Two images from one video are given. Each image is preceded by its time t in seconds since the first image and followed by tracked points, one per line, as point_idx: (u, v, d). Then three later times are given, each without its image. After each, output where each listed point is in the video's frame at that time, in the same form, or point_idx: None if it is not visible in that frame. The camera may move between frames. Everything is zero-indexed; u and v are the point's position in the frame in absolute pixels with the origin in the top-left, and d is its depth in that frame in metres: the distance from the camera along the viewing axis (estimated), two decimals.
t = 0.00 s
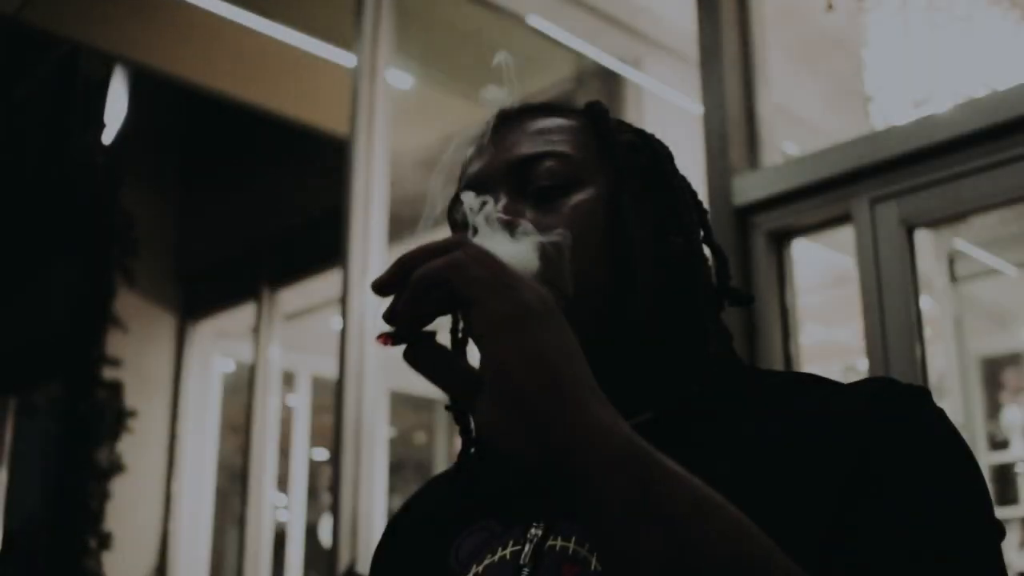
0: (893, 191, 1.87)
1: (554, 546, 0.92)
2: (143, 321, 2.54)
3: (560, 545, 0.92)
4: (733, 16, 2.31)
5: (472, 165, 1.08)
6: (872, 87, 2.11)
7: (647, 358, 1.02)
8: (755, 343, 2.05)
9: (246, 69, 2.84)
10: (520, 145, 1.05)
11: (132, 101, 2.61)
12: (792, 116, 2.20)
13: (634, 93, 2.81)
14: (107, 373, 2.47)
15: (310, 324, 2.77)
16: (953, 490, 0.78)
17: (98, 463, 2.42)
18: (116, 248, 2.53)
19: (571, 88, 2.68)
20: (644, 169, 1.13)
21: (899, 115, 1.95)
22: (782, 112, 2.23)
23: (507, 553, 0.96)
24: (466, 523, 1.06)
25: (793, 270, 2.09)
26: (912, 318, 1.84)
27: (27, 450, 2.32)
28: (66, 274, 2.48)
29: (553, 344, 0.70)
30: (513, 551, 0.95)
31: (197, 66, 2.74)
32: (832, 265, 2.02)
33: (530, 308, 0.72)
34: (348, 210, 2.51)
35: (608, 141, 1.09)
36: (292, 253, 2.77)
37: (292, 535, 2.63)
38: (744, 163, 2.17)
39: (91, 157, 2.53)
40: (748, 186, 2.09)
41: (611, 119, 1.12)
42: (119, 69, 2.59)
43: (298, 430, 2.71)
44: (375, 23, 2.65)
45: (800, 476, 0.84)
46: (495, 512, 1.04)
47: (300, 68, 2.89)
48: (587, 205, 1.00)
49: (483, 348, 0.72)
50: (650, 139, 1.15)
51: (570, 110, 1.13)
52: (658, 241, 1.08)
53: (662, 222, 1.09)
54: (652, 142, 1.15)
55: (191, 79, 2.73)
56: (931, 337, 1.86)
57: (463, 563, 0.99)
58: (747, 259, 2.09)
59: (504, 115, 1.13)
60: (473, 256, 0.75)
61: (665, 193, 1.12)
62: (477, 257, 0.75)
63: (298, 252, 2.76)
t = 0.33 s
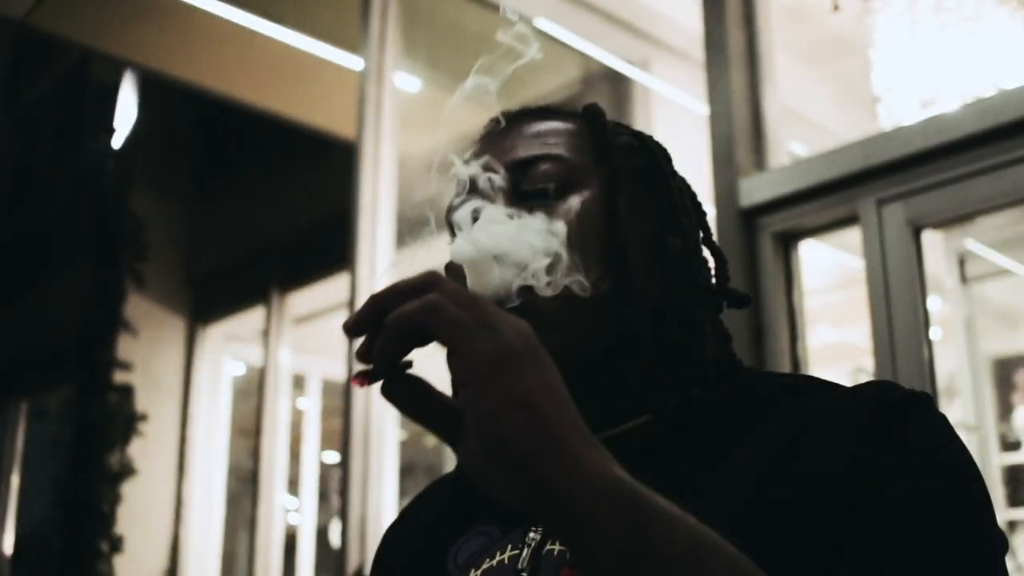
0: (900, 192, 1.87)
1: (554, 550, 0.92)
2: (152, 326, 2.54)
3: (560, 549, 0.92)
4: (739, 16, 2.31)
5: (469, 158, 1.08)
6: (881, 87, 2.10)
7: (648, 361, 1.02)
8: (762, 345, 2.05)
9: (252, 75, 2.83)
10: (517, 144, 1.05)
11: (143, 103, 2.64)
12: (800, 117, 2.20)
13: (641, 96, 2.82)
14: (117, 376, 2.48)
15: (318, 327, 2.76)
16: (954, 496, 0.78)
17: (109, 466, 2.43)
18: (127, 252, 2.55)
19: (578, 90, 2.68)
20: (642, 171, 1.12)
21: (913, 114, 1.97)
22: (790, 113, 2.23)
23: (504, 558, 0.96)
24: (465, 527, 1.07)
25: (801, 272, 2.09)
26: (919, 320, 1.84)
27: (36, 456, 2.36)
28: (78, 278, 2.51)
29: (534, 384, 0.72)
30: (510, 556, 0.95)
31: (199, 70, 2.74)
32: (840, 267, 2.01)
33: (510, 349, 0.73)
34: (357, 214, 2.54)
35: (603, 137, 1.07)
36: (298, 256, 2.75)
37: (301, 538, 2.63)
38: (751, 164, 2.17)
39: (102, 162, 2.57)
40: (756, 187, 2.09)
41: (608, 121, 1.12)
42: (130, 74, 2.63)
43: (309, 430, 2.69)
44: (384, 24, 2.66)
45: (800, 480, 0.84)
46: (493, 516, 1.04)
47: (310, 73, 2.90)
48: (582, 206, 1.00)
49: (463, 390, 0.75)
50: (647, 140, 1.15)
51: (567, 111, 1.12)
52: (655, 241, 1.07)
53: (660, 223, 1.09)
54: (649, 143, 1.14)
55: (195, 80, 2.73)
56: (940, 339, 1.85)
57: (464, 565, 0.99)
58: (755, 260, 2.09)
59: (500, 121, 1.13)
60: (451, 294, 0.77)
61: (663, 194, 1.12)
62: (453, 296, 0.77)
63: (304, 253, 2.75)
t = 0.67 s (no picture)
0: (910, 193, 1.86)
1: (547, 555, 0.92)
2: (166, 328, 2.56)
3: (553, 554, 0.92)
4: (747, 17, 2.31)
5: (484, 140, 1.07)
6: (891, 88, 2.08)
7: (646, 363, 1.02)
8: (771, 349, 2.05)
9: (261, 75, 2.85)
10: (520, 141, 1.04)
11: (155, 105, 2.66)
12: (810, 117, 2.20)
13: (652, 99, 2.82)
14: (130, 379, 2.49)
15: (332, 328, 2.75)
16: (958, 495, 0.78)
17: (122, 468, 2.45)
18: (140, 256, 2.56)
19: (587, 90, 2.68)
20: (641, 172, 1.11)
21: (922, 116, 1.93)
22: (799, 113, 2.23)
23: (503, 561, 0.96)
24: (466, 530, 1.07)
25: (810, 273, 2.08)
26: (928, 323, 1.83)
27: (46, 460, 2.35)
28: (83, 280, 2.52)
29: (508, 460, 0.69)
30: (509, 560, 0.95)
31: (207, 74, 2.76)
32: (848, 268, 2.01)
33: (482, 423, 0.70)
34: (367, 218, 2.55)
35: (601, 139, 1.07)
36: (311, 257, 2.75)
37: (315, 539, 2.62)
38: (759, 166, 2.17)
39: (115, 165, 2.59)
40: (765, 189, 2.08)
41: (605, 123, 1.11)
42: (143, 76, 2.65)
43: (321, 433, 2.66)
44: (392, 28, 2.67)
45: (799, 482, 0.84)
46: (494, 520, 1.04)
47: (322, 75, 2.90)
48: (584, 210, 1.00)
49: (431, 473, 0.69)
50: (645, 140, 1.14)
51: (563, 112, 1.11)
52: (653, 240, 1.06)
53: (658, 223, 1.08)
54: (647, 144, 1.14)
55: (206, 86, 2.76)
56: (950, 341, 1.85)
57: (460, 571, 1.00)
58: (763, 263, 2.08)
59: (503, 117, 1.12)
60: (413, 372, 0.73)
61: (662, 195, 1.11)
62: (416, 372, 0.73)
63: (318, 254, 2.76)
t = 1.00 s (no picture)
0: (920, 196, 1.85)
1: (548, 556, 0.92)
2: (181, 327, 2.56)
3: (555, 555, 0.92)
4: (758, 18, 2.30)
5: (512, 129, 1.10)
6: (903, 91, 2.08)
7: (651, 364, 1.01)
8: (781, 350, 2.04)
9: (270, 76, 2.87)
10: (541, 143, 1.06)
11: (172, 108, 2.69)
12: (820, 117, 2.19)
13: (663, 100, 2.81)
14: (145, 379, 2.50)
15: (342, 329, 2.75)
16: (963, 503, 0.77)
17: (136, 468, 2.46)
18: (155, 256, 2.57)
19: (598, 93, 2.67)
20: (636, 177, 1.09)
21: (935, 118, 1.93)
22: (808, 112, 2.21)
23: (501, 562, 0.96)
24: (465, 530, 1.07)
25: (820, 274, 2.07)
26: (939, 323, 1.82)
27: (62, 461, 2.36)
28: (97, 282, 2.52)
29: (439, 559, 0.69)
30: (507, 561, 0.95)
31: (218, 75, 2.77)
32: (859, 269, 2.00)
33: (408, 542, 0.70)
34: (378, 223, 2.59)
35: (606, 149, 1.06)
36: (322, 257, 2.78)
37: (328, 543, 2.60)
38: (770, 167, 2.16)
39: (128, 167, 2.60)
40: (775, 191, 2.07)
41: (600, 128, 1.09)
42: (157, 78, 2.67)
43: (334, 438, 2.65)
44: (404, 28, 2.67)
45: (801, 483, 0.84)
46: (494, 522, 1.04)
47: (334, 77, 2.92)
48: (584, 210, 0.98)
49: None
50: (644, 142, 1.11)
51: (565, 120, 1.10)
52: (649, 241, 1.05)
53: (655, 224, 1.06)
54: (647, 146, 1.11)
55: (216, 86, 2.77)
56: (961, 343, 1.83)
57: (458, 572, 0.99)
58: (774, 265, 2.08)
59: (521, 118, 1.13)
60: (337, 529, 0.71)
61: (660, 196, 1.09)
62: (339, 526, 0.72)
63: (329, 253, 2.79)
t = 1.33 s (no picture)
0: (928, 195, 1.84)
1: (544, 559, 0.92)
2: (192, 331, 2.58)
3: (550, 558, 0.91)
4: (766, 18, 2.28)
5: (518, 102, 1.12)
6: (913, 91, 2.06)
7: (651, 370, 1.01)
8: (791, 351, 2.04)
9: (276, 76, 2.86)
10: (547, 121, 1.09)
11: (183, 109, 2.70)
12: (829, 117, 2.18)
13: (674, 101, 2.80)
14: (158, 383, 2.52)
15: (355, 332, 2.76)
16: (950, 505, 0.77)
17: (151, 470, 2.48)
18: (166, 259, 2.58)
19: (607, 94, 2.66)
20: (629, 180, 1.10)
21: (945, 117, 1.92)
22: (818, 112, 2.20)
23: (497, 565, 0.95)
24: (462, 533, 1.07)
25: (830, 276, 2.07)
26: (948, 326, 1.81)
27: (76, 462, 2.37)
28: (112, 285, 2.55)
29: None
30: (502, 565, 0.95)
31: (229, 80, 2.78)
32: (870, 270, 1.98)
33: None
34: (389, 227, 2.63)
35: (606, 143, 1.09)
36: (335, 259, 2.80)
37: (342, 545, 2.63)
38: (779, 168, 2.15)
39: (142, 170, 2.61)
40: (783, 191, 2.07)
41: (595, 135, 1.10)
42: (170, 81, 2.69)
43: (346, 439, 2.68)
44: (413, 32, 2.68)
45: (799, 488, 0.83)
46: (490, 523, 1.04)
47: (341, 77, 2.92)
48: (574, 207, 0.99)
49: None
50: (637, 146, 1.13)
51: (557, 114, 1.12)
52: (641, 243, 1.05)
53: (648, 225, 1.07)
54: (638, 149, 1.12)
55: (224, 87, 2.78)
56: (971, 345, 1.80)
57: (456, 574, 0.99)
58: (782, 266, 2.06)
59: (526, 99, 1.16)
60: None
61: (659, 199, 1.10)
62: None
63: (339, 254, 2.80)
